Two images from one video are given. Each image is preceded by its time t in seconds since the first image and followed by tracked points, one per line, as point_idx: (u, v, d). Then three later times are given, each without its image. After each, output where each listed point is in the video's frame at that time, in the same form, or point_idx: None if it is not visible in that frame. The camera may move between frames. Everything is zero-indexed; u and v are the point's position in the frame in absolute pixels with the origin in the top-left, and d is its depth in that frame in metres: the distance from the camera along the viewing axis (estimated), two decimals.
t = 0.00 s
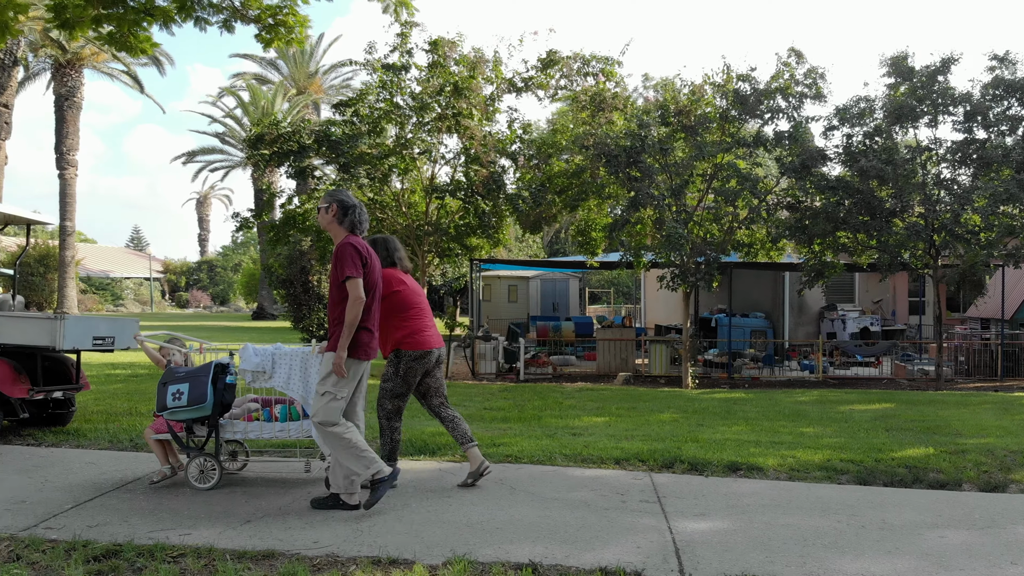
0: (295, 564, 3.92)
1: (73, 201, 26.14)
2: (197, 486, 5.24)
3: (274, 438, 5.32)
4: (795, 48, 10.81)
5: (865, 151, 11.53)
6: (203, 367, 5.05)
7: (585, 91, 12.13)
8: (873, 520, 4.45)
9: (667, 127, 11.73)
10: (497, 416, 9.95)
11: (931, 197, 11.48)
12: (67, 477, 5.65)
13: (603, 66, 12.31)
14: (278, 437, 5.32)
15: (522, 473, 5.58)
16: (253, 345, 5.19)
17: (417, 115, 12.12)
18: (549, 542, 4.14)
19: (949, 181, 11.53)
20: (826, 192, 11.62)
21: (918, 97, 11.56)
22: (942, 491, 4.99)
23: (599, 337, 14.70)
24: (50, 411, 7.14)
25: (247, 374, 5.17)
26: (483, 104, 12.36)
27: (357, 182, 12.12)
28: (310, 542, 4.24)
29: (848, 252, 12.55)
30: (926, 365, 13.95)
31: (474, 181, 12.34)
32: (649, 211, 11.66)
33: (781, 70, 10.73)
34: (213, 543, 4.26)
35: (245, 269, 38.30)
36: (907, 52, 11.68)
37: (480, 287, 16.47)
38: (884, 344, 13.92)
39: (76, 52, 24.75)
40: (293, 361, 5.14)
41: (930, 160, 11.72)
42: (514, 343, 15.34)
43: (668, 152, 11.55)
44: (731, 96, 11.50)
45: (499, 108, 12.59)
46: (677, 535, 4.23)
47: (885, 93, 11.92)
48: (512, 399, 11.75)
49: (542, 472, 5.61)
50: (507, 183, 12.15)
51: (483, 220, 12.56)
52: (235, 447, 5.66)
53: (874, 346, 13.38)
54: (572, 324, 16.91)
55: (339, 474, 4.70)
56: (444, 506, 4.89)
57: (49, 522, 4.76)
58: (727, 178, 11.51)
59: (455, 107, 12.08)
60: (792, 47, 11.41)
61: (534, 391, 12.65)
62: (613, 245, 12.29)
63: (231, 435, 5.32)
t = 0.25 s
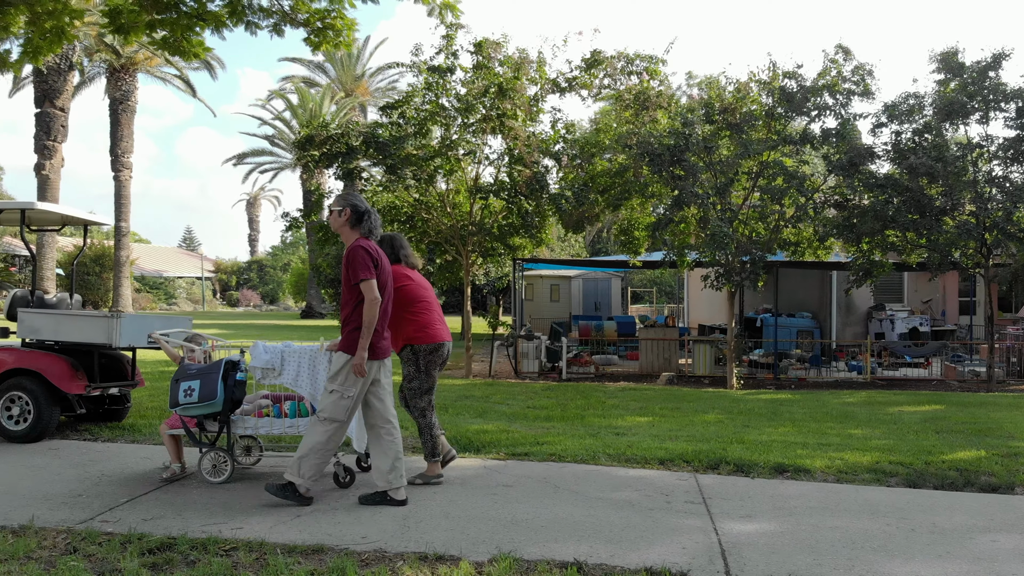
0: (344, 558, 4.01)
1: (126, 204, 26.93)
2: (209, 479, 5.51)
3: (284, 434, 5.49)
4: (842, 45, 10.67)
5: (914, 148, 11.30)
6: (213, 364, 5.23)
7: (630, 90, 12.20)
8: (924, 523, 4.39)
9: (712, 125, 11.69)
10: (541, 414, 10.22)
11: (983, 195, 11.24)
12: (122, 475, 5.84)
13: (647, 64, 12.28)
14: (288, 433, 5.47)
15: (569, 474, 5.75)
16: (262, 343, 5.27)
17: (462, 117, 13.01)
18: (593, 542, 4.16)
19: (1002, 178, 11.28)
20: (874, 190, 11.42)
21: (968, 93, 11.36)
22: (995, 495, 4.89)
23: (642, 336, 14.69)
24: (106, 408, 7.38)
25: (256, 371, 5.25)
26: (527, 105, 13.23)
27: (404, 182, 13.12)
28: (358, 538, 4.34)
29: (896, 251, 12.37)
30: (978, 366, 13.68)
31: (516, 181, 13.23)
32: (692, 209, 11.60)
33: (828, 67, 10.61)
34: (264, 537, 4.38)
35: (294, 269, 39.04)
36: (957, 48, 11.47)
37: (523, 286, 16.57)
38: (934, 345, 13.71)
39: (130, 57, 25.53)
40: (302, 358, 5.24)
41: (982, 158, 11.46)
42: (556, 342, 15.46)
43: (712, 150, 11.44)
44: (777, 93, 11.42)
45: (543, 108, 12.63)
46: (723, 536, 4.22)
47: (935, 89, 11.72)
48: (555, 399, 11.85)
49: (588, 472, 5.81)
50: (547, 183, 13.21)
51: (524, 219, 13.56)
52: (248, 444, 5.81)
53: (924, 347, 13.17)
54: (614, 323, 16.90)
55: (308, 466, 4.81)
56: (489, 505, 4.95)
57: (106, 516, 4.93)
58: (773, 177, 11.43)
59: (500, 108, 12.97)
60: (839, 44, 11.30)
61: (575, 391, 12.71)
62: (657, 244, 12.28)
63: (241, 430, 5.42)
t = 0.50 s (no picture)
0: (388, 553, 4.08)
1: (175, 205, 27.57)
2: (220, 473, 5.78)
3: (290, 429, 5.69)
4: (888, 41, 10.48)
5: (962, 145, 11.06)
6: (222, 360, 5.38)
7: (671, 88, 12.17)
8: (972, 527, 4.30)
9: (755, 123, 11.57)
10: (581, 413, 10.27)
11: None
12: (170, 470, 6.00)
13: (689, 63, 12.20)
14: (294, 427, 5.65)
15: (610, 474, 5.78)
16: (272, 340, 5.53)
17: (502, 117, 13.16)
18: (634, 541, 4.17)
19: None
20: (920, 188, 11.17)
21: (1020, 88, 11.07)
22: None
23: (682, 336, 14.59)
24: (157, 403, 7.60)
25: (264, 367, 5.48)
26: (568, 106, 13.38)
27: (446, 182, 13.34)
28: (401, 534, 4.42)
29: (944, 250, 12.12)
30: None
31: (557, 180, 13.33)
32: (734, 207, 11.40)
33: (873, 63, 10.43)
34: (310, 532, 4.48)
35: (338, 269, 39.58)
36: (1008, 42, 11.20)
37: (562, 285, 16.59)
38: (984, 346, 13.40)
39: (179, 62, 26.17)
40: (307, 355, 5.53)
41: None
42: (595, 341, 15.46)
43: (755, 148, 11.33)
44: (821, 90, 11.23)
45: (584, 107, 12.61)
46: (765, 538, 4.20)
47: (984, 84, 11.45)
48: (595, 398, 11.84)
49: (629, 471, 5.85)
50: (587, 182, 13.22)
51: (564, 219, 13.62)
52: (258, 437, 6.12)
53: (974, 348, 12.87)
54: (654, 322, 16.79)
55: (330, 467, 5.06)
56: (529, 504, 4.99)
57: (156, 510, 5.08)
58: (816, 175, 11.28)
59: (540, 108, 13.10)
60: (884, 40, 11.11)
61: (614, 391, 12.70)
62: (698, 243, 12.21)
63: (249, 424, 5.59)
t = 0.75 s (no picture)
0: (428, 551, 4.14)
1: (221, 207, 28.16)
2: (229, 467, 5.96)
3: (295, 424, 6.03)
4: (932, 37, 10.25)
5: (1009, 143, 10.74)
6: (227, 357, 5.57)
7: (711, 86, 12.07)
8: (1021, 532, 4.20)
9: (796, 120, 11.41)
10: (619, 413, 10.26)
11: None
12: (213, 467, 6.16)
13: (729, 61, 12.09)
14: (298, 422, 6.01)
15: (648, 474, 5.78)
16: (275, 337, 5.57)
17: (541, 118, 13.20)
18: (674, 542, 4.17)
19: None
20: (966, 186, 10.90)
21: None
22: None
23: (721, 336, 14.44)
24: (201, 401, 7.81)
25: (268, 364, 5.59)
26: (606, 104, 13.34)
27: (485, 182, 13.37)
28: (440, 532, 4.48)
29: (990, 249, 11.83)
30: None
31: (595, 180, 13.32)
32: (776, 206, 11.25)
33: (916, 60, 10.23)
34: (351, 529, 4.57)
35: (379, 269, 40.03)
36: None
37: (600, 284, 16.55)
38: None
39: (225, 65, 26.73)
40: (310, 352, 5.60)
41: None
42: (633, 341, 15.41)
43: (797, 146, 11.18)
44: (864, 87, 11.04)
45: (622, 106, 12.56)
46: (806, 540, 4.16)
47: None
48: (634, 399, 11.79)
49: (667, 471, 5.86)
50: (625, 181, 13.19)
51: (602, 218, 13.62)
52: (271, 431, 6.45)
53: None
54: (693, 322, 16.65)
55: (365, 464, 5.16)
56: (567, 504, 5.01)
57: (202, 505, 5.22)
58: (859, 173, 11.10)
59: (579, 107, 13.14)
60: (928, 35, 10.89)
61: (652, 391, 12.64)
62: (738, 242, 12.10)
63: (256, 419, 5.98)
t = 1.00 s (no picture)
0: (467, 547, 4.20)
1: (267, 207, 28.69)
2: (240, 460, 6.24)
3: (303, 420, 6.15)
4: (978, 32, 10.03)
5: None
6: (238, 354, 5.78)
7: (752, 84, 11.99)
8: None
9: (839, 118, 11.24)
10: (657, 413, 10.23)
11: None
12: (255, 463, 6.31)
13: (770, 58, 11.96)
14: (306, 418, 6.14)
15: (687, 475, 5.78)
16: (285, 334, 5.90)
17: (580, 117, 13.21)
18: (713, 543, 4.17)
19: None
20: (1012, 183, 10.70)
21: None
22: None
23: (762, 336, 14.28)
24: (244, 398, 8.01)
25: (278, 360, 5.87)
26: (645, 103, 13.29)
27: (524, 182, 13.45)
28: (480, 529, 4.55)
29: None
30: None
31: (634, 179, 13.27)
32: (818, 204, 11.09)
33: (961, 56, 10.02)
34: (392, 524, 4.65)
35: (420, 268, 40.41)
36: None
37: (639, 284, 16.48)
38: None
39: (269, 68, 27.26)
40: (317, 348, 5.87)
41: None
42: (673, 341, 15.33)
43: (839, 143, 11.02)
44: (907, 84, 10.86)
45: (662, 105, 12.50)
46: (848, 542, 4.12)
47: None
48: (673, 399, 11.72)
49: (705, 472, 5.86)
50: (665, 180, 13.17)
51: (641, 217, 13.58)
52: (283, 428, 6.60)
53: None
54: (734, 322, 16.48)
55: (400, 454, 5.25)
56: (606, 502, 5.04)
57: (246, 499, 5.36)
58: (903, 170, 10.91)
59: (618, 106, 13.12)
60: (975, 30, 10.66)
61: (691, 391, 12.57)
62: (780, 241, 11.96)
63: (266, 415, 6.13)
